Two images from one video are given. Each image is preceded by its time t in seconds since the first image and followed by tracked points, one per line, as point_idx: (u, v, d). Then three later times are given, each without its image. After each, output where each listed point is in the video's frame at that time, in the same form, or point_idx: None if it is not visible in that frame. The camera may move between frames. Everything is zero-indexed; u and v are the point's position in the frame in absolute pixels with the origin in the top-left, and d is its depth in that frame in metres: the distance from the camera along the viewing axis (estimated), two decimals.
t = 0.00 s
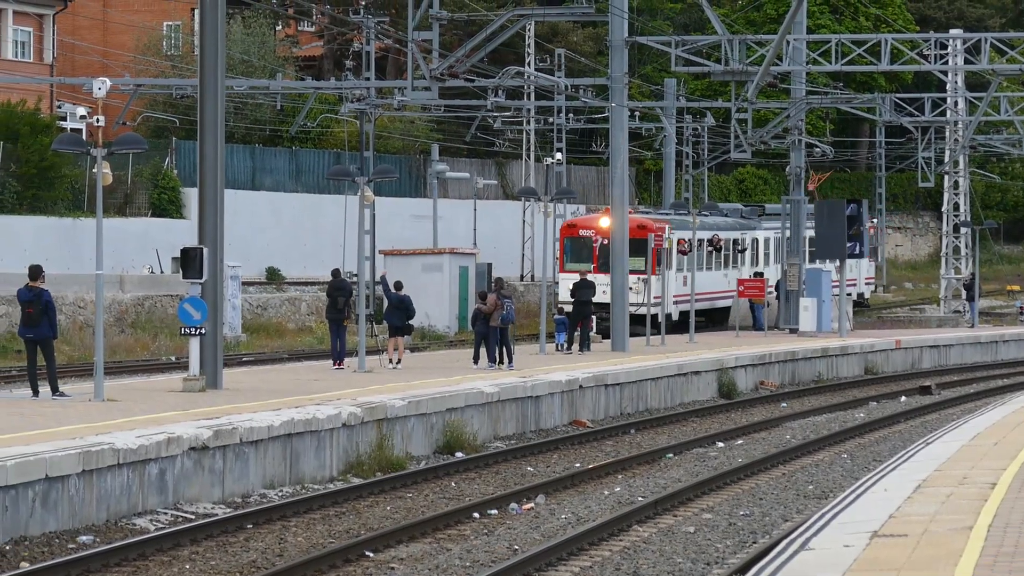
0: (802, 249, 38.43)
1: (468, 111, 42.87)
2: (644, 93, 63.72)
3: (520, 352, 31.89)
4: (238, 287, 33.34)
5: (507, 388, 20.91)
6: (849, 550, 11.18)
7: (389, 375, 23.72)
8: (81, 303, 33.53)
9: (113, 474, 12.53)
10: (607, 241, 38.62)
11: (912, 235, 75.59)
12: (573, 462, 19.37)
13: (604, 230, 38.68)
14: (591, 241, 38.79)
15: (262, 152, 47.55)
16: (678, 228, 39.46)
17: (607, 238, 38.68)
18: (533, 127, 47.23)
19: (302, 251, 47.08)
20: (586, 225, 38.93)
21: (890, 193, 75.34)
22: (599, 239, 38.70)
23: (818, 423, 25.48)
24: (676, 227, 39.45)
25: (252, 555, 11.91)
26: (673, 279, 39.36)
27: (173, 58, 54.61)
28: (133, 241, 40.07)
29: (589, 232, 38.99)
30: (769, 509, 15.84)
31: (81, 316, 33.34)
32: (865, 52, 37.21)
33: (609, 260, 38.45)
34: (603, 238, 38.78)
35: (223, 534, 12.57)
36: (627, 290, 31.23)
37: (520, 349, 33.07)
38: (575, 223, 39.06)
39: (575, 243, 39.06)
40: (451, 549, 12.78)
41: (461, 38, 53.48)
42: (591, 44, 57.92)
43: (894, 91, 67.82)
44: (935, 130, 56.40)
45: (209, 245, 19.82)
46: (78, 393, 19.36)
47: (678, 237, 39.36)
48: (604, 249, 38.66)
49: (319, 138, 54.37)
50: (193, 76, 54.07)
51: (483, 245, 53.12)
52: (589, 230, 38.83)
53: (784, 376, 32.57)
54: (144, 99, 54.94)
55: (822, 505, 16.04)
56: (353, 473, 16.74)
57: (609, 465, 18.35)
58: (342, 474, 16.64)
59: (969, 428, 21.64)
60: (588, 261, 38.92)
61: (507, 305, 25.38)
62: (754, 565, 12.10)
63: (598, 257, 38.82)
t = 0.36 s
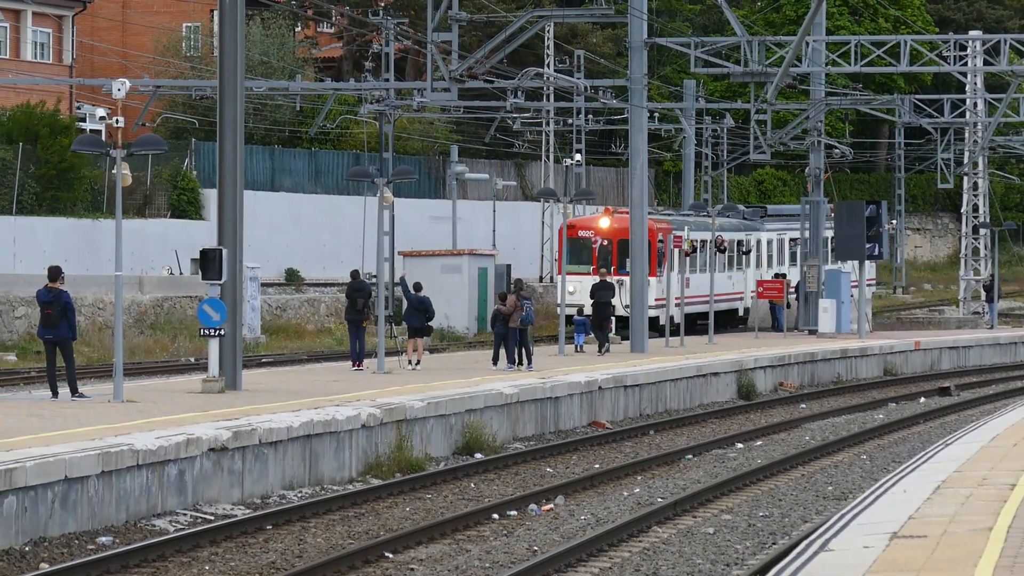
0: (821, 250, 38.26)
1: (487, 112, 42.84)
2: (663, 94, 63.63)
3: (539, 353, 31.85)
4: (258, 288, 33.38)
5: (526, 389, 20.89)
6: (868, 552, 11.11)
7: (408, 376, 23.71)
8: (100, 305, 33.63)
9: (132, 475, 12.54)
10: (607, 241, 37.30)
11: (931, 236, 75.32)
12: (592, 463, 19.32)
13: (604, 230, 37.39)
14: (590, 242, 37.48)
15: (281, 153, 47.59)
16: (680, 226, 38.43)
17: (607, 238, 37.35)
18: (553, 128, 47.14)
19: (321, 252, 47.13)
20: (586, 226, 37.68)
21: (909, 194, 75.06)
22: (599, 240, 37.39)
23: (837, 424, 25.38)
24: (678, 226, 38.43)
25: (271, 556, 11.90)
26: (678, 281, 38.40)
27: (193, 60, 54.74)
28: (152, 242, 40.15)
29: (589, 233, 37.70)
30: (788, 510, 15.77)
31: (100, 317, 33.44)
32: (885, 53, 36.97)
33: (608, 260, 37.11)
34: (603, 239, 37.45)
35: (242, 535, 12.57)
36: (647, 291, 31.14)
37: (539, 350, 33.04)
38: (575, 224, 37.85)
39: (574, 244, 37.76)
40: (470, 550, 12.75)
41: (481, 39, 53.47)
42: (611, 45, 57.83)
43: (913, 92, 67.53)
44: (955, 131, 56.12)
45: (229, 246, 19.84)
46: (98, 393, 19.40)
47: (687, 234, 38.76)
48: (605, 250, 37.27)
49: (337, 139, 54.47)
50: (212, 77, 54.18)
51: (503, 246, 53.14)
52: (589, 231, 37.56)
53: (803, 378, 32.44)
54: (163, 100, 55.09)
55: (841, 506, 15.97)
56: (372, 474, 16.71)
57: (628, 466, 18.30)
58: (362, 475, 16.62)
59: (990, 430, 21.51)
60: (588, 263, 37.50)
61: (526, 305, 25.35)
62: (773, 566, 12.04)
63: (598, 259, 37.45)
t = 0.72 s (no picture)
0: (838, 250, 38.12)
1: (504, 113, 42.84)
2: (680, 95, 63.55)
3: (556, 354, 31.83)
4: (275, 288, 33.41)
5: (543, 389, 20.87)
6: (885, 552, 11.05)
7: (425, 377, 23.71)
8: (117, 305, 33.71)
9: (149, 475, 12.55)
10: (605, 242, 36.57)
11: (948, 237, 75.11)
12: (608, 463, 19.28)
13: (602, 230, 36.62)
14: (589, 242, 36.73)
15: (298, 154, 47.63)
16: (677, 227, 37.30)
17: (604, 239, 36.60)
18: (570, 129, 47.07)
19: (338, 253, 47.17)
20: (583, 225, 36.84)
21: (925, 195, 74.85)
22: (597, 240, 36.62)
23: (854, 424, 25.31)
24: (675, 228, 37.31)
25: (288, 556, 11.90)
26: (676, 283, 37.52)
27: (210, 60, 54.84)
28: (169, 243, 40.24)
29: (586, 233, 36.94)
30: (805, 511, 15.72)
31: (117, 317, 33.53)
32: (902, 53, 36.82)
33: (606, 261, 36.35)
34: (601, 239, 36.69)
35: (259, 535, 12.58)
36: (664, 291, 31.05)
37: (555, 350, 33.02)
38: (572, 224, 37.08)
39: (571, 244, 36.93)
40: (487, 550, 12.73)
41: (497, 39, 53.49)
42: (627, 46, 57.78)
43: (930, 93, 67.32)
44: (972, 131, 55.88)
45: (245, 245, 19.84)
46: (115, 393, 19.42)
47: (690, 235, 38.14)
48: (603, 250, 36.57)
49: (354, 140, 54.56)
50: (229, 77, 54.29)
51: (519, 246, 53.13)
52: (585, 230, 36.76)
53: (820, 378, 32.34)
54: (180, 101, 55.22)
55: (858, 506, 15.92)
56: (389, 474, 16.70)
57: (644, 466, 18.26)
58: (379, 475, 16.61)
59: (1007, 431, 21.40)
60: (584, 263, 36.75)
61: (543, 306, 25.34)
62: (790, 566, 12.00)
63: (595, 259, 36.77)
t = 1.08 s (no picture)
0: (856, 253, 38.01)
1: (521, 114, 42.82)
2: (698, 96, 63.47)
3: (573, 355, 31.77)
4: (292, 290, 33.42)
5: (561, 391, 20.82)
6: (903, 554, 10.98)
7: (443, 378, 23.68)
8: (135, 306, 33.79)
9: (167, 477, 12.54)
10: (603, 244, 35.94)
11: (966, 239, 74.85)
12: (626, 465, 19.22)
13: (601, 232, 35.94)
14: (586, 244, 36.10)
15: (316, 155, 47.65)
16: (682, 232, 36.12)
17: (603, 241, 35.97)
18: (587, 131, 47.01)
19: (356, 254, 47.22)
20: (581, 227, 36.23)
21: (943, 197, 74.61)
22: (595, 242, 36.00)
23: (872, 427, 25.19)
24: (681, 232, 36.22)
25: (306, 558, 11.88)
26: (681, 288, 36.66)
27: (228, 62, 54.96)
28: (187, 244, 40.32)
29: (584, 234, 36.27)
30: (823, 513, 15.64)
31: (135, 318, 33.61)
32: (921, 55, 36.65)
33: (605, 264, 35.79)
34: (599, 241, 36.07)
35: (277, 537, 12.56)
36: (682, 293, 30.99)
37: (573, 353, 33.00)
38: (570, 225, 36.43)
39: (568, 246, 36.32)
40: (505, 552, 12.70)
41: (515, 40, 53.49)
42: (645, 47, 57.74)
43: (948, 94, 67.08)
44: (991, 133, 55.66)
45: (264, 246, 19.86)
46: (132, 395, 19.43)
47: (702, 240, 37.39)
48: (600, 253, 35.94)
49: (372, 141, 54.59)
50: (247, 79, 54.39)
51: (537, 248, 53.09)
52: (584, 232, 36.13)
53: (838, 380, 32.24)
54: (198, 102, 55.35)
55: (877, 509, 15.83)
56: (407, 476, 16.66)
57: (662, 468, 18.20)
58: (397, 477, 16.57)
59: None
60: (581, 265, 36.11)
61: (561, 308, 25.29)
62: (809, 568, 11.93)
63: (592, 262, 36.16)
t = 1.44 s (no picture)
0: (875, 255, 37.86)
1: (540, 118, 42.76)
2: (718, 99, 63.33)
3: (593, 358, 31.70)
4: (313, 292, 33.45)
5: (581, 394, 20.78)
6: (923, 557, 10.92)
7: (463, 381, 23.66)
8: (155, 309, 33.87)
9: (188, 479, 12.55)
10: (600, 247, 34.94)
11: (986, 241, 74.51)
12: (647, 468, 19.18)
13: (598, 235, 34.97)
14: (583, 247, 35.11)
15: (336, 158, 47.65)
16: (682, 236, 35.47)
17: (600, 244, 34.98)
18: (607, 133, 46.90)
19: (376, 257, 47.28)
20: (578, 230, 35.25)
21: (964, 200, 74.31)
22: (591, 245, 35.02)
23: (892, 429, 25.08)
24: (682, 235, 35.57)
25: (326, 560, 11.88)
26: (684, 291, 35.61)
27: (248, 64, 55.09)
28: (207, 248, 40.39)
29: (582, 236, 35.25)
30: (843, 516, 15.56)
31: (155, 321, 33.74)
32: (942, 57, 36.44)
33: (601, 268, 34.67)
34: (596, 244, 35.08)
35: (297, 539, 12.56)
36: (702, 296, 30.89)
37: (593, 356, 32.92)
38: (566, 227, 35.44)
39: (565, 249, 35.37)
40: (526, 555, 12.67)
41: (535, 43, 53.46)
42: (666, 50, 57.63)
43: (969, 97, 66.76)
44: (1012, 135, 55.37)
45: (284, 249, 19.87)
46: (154, 398, 19.48)
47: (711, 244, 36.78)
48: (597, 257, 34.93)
49: (392, 144, 54.60)
50: (268, 82, 54.49)
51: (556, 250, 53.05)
52: (580, 235, 35.18)
53: (858, 383, 32.11)
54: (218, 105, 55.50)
55: (897, 511, 15.75)
56: (427, 478, 16.65)
57: (682, 471, 18.14)
58: (417, 479, 16.57)
59: None
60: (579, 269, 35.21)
61: (581, 311, 25.23)
62: (828, 571, 11.86)
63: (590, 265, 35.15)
